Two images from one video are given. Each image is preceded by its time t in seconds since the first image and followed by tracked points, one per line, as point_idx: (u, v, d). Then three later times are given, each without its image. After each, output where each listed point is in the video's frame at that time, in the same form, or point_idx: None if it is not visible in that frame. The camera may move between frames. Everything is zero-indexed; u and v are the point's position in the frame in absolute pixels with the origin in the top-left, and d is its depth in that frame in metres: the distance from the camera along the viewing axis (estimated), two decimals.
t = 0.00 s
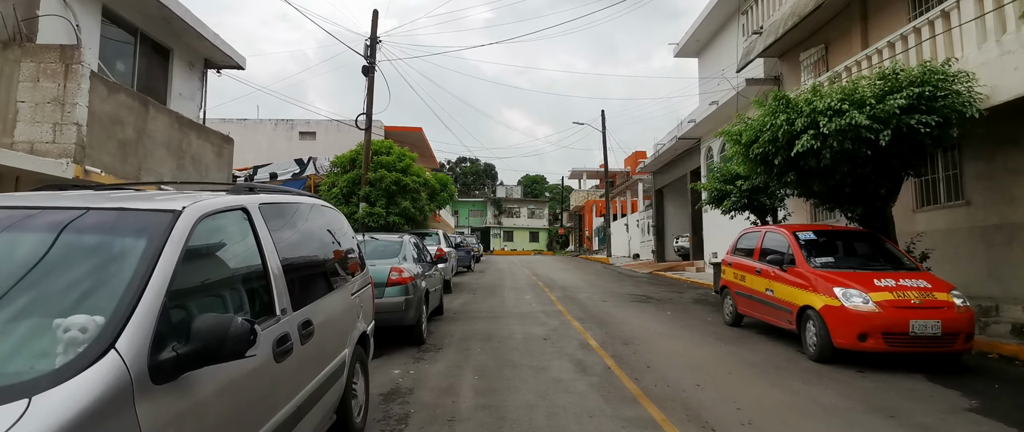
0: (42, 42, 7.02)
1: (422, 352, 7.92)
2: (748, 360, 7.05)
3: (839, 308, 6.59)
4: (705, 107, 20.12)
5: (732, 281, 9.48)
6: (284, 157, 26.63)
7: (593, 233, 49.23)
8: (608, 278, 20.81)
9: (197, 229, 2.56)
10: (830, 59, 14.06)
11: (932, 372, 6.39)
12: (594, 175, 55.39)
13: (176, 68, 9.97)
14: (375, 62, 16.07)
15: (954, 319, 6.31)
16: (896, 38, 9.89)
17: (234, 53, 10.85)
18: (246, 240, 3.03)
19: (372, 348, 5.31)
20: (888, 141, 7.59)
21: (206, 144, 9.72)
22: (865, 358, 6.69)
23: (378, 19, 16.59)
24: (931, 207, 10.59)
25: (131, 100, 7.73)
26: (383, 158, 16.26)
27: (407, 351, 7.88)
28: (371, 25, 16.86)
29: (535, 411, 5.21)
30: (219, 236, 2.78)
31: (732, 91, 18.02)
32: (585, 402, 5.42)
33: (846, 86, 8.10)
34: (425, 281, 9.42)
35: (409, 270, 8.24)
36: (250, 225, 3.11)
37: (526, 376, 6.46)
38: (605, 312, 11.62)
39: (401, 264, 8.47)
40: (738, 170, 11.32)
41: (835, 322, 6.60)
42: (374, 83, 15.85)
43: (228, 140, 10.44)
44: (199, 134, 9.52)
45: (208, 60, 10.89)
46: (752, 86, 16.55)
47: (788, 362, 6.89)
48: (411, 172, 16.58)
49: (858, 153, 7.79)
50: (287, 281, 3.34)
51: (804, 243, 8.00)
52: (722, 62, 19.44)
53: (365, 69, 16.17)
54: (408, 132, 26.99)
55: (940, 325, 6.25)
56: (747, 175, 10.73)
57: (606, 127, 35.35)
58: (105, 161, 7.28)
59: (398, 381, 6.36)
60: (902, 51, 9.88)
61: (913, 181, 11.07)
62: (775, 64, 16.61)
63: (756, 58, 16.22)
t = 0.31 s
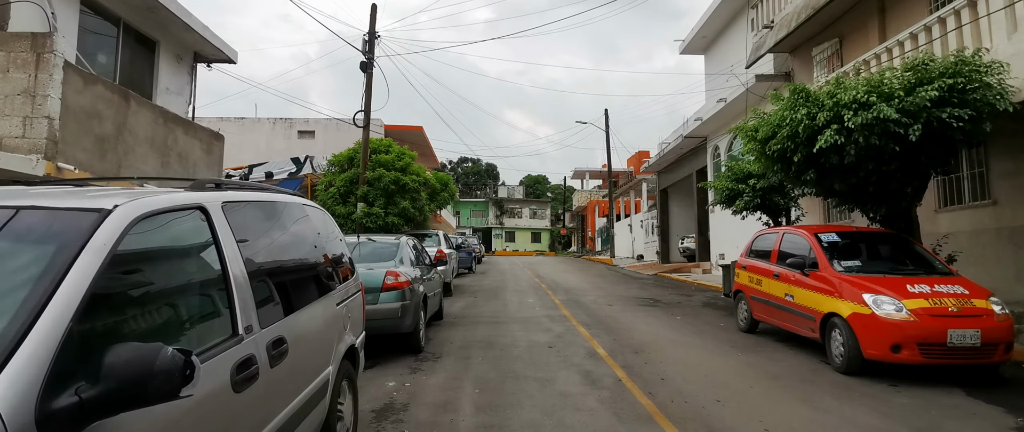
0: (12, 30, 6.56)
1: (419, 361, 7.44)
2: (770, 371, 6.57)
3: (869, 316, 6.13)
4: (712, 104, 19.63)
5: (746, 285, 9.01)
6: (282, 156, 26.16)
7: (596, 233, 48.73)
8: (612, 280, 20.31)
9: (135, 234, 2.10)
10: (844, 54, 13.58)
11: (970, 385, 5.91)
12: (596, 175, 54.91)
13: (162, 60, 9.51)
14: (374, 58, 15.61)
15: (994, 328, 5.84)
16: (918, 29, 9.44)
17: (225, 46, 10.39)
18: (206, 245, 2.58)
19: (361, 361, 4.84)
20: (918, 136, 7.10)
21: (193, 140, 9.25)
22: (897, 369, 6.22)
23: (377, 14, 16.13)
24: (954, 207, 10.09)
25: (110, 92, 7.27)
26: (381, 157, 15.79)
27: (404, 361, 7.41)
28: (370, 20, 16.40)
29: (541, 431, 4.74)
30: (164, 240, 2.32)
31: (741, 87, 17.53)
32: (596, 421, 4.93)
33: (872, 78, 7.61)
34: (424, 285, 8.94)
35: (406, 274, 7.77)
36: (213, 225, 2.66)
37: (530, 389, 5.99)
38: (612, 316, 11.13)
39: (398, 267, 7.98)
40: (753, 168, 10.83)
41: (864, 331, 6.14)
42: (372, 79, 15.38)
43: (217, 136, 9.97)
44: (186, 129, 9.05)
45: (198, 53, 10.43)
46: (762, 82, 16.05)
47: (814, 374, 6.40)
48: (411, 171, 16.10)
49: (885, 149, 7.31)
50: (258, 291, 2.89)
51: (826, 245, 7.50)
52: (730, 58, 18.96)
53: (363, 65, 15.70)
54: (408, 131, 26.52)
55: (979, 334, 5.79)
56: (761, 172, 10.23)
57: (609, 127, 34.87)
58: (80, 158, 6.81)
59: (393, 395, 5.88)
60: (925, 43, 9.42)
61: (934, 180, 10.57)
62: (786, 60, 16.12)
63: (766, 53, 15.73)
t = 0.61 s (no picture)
0: None
1: (413, 379, 6.97)
2: (792, 391, 6.09)
3: (901, 332, 5.70)
4: (717, 113, 19.26)
5: (760, 299, 8.54)
6: (280, 167, 25.77)
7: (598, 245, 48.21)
8: (616, 292, 19.81)
9: (13, 239, 1.68)
10: (855, 59, 13.21)
11: (1010, 405, 5.44)
12: (598, 186, 54.51)
13: (149, 63, 9.13)
14: (372, 65, 15.26)
15: None
16: (937, 30, 9.10)
17: (215, 50, 10.02)
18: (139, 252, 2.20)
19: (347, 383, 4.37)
20: (945, 139, 6.68)
21: (180, 146, 8.84)
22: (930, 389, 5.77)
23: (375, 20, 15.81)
24: (976, 216, 9.64)
25: (87, 94, 6.86)
26: (379, 166, 15.39)
27: (397, 379, 6.93)
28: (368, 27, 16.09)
29: None
30: (76, 244, 1.95)
31: (747, 95, 17.14)
32: None
33: (894, 78, 7.19)
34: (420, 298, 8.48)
35: (400, 287, 7.31)
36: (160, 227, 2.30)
37: (532, 411, 5.51)
38: (617, 331, 10.64)
39: (392, 279, 7.51)
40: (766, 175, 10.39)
41: (896, 348, 5.70)
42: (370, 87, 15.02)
43: (206, 142, 9.55)
44: (172, 135, 8.64)
45: (187, 57, 10.07)
46: (769, 90, 15.66)
47: (840, 394, 5.92)
48: (409, 181, 15.68)
49: (909, 152, 6.90)
50: (216, 305, 2.53)
51: (848, 256, 7.04)
52: (736, 66, 18.61)
53: (361, 72, 15.35)
54: (408, 141, 26.15)
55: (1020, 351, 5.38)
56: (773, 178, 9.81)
57: (611, 137, 34.50)
58: (53, 162, 6.39)
59: (383, 417, 5.41)
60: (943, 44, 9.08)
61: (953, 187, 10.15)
62: (793, 67, 15.75)
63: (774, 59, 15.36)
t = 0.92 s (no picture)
0: None
1: (406, 406, 6.42)
2: (824, 422, 5.51)
3: (945, 358, 5.14)
4: (725, 122, 18.78)
5: (779, 317, 7.96)
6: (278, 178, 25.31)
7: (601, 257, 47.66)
8: (621, 306, 19.19)
9: None
10: (869, 65, 12.76)
11: None
12: (601, 198, 54.07)
13: (129, 67, 8.68)
14: (369, 72, 14.84)
15: None
16: (962, 31, 8.65)
17: (202, 55, 9.57)
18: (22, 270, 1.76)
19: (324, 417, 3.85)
20: (983, 144, 6.15)
21: (161, 154, 8.35)
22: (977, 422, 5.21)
23: (373, 27, 15.42)
24: (1007, 228, 9.08)
25: (54, 97, 6.38)
26: (376, 176, 14.89)
27: (389, 405, 6.38)
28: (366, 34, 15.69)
29: None
30: None
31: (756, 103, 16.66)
32: None
33: (925, 80, 6.67)
34: (415, 316, 7.93)
35: (391, 305, 6.76)
36: (133, 244, 2.26)
37: None
38: (625, 350, 10.07)
39: (383, 297, 6.96)
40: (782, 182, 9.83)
41: (939, 377, 5.14)
42: (367, 94, 14.58)
43: (190, 151, 9.07)
44: (152, 143, 8.14)
45: (172, 62, 9.62)
46: (778, 97, 15.18)
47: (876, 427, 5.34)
48: (407, 192, 15.16)
49: (943, 158, 6.39)
50: (200, 320, 2.53)
51: (878, 271, 6.46)
52: (743, 73, 18.15)
53: (358, 79, 14.93)
54: (408, 152, 25.74)
55: None
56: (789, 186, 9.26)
57: (614, 149, 34.08)
58: (13, 171, 5.89)
59: None
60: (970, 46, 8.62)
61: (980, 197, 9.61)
62: (803, 74, 15.29)
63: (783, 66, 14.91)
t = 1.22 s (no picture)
0: None
1: (398, 417, 5.96)
2: None
3: (990, 367, 4.66)
4: (732, 120, 18.34)
5: (796, 322, 7.48)
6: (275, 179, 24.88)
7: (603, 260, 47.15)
8: (625, 309, 18.70)
9: None
10: (884, 60, 12.32)
11: None
12: (603, 200, 53.59)
13: (110, 58, 8.27)
14: (366, 68, 14.41)
15: None
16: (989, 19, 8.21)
17: (188, 46, 9.15)
18: None
19: None
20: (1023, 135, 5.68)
21: (141, 149, 7.93)
22: None
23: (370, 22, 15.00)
24: None
25: (22, 86, 5.94)
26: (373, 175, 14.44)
27: (380, 417, 5.92)
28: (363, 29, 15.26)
29: None
30: None
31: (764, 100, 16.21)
32: None
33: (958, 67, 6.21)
34: (409, 321, 7.49)
35: (383, 309, 6.32)
36: (109, 240, 2.12)
37: None
38: (631, 356, 9.60)
39: (373, 300, 6.49)
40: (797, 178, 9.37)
41: (982, 391, 4.65)
42: (364, 91, 14.15)
43: (174, 147, 8.65)
44: (131, 136, 7.72)
45: (157, 54, 9.20)
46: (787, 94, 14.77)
47: None
48: (405, 191, 14.70)
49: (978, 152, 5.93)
50: (178, 321, 2.37)
51: (910, 273, 5.97)
52: (751, 70, 17.70)
53: (354, 75, 14.50)
54: (408, 152, 25.30)
55: None
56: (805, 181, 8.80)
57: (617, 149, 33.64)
58: None
59: None
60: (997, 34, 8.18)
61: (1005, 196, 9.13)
62: (813, 70, 14.83)
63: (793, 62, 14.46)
